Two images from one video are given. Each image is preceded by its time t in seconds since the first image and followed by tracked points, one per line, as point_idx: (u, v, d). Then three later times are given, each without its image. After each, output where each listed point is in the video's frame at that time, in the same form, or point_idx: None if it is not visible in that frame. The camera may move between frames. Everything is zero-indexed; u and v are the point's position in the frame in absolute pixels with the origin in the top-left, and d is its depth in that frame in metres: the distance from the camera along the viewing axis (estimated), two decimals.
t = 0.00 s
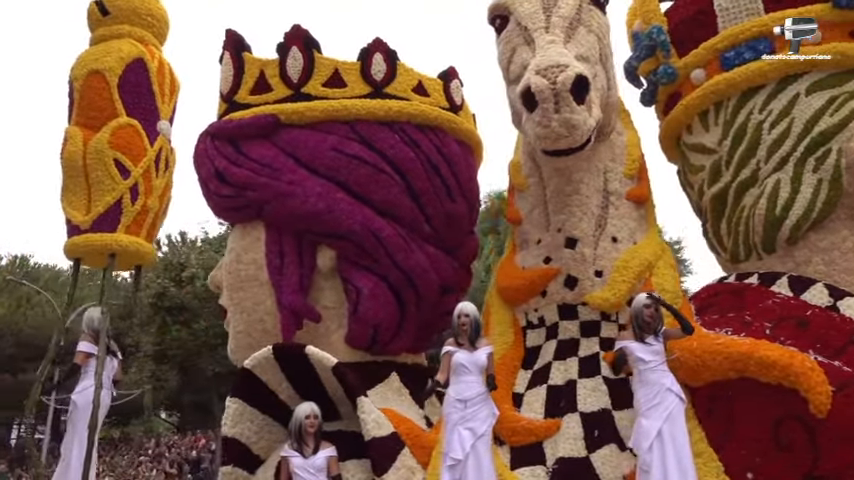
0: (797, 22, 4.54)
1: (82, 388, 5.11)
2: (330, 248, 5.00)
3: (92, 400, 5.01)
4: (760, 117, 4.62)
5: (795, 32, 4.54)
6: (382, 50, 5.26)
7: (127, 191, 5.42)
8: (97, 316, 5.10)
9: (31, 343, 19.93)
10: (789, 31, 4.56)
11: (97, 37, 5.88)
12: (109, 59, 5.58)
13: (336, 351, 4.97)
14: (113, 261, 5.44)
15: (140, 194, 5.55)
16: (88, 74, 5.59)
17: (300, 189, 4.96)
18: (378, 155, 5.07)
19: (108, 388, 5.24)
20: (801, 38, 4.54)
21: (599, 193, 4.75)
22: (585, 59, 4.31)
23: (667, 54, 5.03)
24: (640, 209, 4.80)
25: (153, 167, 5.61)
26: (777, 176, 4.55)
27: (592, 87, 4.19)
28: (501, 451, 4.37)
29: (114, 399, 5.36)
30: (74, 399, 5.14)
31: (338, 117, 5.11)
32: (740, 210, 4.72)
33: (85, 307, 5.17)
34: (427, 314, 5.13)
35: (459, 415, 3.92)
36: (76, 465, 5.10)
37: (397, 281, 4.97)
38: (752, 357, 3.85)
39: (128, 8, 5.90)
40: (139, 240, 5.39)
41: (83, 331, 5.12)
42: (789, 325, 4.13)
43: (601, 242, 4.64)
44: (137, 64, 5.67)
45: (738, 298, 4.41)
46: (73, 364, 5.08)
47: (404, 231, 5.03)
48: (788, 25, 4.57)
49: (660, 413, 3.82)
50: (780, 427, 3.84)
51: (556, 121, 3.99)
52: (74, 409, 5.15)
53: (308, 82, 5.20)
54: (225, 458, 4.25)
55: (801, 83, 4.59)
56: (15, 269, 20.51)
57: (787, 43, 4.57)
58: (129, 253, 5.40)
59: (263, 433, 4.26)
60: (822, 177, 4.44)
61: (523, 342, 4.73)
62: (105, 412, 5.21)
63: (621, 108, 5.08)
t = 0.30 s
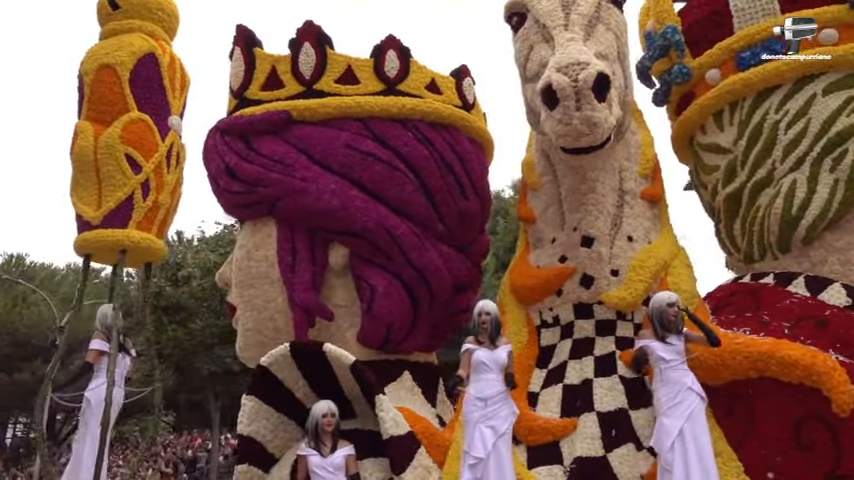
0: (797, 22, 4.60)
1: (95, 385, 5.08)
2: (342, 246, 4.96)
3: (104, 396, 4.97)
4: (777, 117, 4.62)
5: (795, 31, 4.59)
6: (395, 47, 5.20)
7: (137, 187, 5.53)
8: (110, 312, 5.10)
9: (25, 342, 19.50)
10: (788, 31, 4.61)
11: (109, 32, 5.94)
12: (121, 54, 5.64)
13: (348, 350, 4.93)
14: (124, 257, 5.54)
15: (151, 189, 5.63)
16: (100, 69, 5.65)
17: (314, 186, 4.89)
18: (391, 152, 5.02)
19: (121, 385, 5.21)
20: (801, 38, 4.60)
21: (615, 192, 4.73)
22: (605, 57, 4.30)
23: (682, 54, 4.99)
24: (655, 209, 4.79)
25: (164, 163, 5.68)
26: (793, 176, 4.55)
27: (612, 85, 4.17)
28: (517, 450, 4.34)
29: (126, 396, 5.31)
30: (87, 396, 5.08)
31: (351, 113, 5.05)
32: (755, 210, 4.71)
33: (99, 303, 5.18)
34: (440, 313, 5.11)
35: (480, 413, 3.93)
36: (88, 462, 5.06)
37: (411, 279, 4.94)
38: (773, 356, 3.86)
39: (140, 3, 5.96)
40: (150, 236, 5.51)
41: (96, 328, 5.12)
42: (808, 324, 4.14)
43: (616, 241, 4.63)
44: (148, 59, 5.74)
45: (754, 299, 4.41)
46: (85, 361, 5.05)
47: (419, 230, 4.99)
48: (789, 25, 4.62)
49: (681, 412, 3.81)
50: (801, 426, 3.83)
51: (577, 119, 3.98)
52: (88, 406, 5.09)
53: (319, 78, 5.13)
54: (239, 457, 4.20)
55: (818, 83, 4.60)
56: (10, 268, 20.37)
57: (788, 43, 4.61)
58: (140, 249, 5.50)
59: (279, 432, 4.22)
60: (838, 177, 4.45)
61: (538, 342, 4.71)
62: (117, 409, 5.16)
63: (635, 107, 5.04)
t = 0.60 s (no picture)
0: (797, 22, 4.64)
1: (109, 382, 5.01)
2: (354, 242, 4.94)
3: (118, 394, 4.92)
4: (792, 117, 4.65)
5: (795, 32, 4.63)
6: (409, 44, 5.22)
7: (150, 182, 5.48)
8: (123, 308, 5.02)
9: (19, 341, 19.55)
10: (789, 31, 4.65)
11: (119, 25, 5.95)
12: (133, 46, 5.60)
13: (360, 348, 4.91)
14: (136, 253, 5.48)
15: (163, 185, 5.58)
16: (111, 61, 5.62)
17: (327, 182, 4.89)
18: (405, 148, 5.03)
19: (134, 382, 5.16)
20: (801, 38, 4.64)
21: (629, 191, 4.72)
22: (623, 54, 4.29)
23: (696, 53, 5.01)
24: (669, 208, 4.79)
25: (176, 158, 5.65)
26: (808, 176, 4.56)
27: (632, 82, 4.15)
28: (533, 449, 4.32)
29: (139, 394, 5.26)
30: (102, 394, 5.03)
31: (364, 110, 5.05)
32: (769, 210, 4.71)
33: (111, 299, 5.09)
34: (452, 310, 5.11)
35: (500, 412, 3.93)
36: (101, 462, 5.00)
37: (424, 276, 4.93)
38: (793, 354, 3.87)
39: None
40: (162, 231, 5.44)
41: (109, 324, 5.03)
42: (825, 324, 4.15)
43: (632, 239, 4.61)
44: (160, 52, 5.71)
45: (769, 298, 4.40)
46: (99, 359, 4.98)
47: (433, 227, 4.98)
48: (788, 25, 4.66)
49: (701, 411, 3.80)
50: (821, 426, 3.84)
51: (598, 116, 3.96)
52: (102, 403, 5.04)
53: (332, 75, 5.13)
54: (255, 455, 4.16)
55: (833, 83, 4.63)
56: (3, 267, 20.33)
57: (788, 43, 4.66)
58: (152, 245, 5.44)
59: (293, 430, 4.19)
60: None
61: (552, 340, 4.69)
62: (131, 406, 5.11)
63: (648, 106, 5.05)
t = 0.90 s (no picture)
0: (797, 22, 4.75)
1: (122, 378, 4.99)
2: (369, 239, 4.91)
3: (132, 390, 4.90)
4: (810, 117, 4.68)
5: (795, 31, 4.73)
6: (424, 39, 5.19)
7: (165, 175, 5.51)
8: (138, 304, 5.02)
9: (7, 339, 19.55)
10: (789, 31, 4.76)
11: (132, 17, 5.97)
12: (147, 38, 5.64)
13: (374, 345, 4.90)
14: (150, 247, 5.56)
15: (179, 179, 5.65)
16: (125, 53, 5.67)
17: (342, 178, 4.85)
18: (420, 145, 5.00)
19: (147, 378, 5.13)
20: (801, 38, 4.73)
21: (645, 190, 4.70)
22: (645, 52, 4.27)
23: (712, 52, 5.00)
24: (685, 208, 4.78)
25: (192, 151, 5.70)
26: (826, 176, 4.60)
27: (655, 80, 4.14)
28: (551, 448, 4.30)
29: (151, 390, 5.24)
30: (113, 390, 5.01)
31: (379, 105, 5.03)
32: (785, 211, 4.73)
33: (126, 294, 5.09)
34: (466, 307, 5.09)
35: (521, 410, 3.90)
36: (113, 461, 5.00)
37: (440, 274, 4.90)
38: (816, 355, 3.90)
39: None
40: (175, 225, 5.50)
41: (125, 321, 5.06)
42: (844, 324, 4.17)
43: (649, 239, 4.60)
44: (175, 45, 5.76)
45: (787, 299, 4.39)
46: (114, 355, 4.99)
47: (449, 225, 4.96)
48: (788, 25, 4.77)
49: (725, 411, 3.81)
50: (843, 426, 3.90)
51: (622, 114, 3.94)
52: (114, 399, 5.02)
53: (347, 70, 5.11)
54: (273, 452, 4.13)
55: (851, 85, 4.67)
56: None
57: (788, 42, 4.75)
58: (165, 239, 5.50)
59: (311, 427, 4.16)
60: None
61: (567, 339, 4.67)
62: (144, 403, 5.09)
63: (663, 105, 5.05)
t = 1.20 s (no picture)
0: (797, 22, 4.78)
1: (132, 375, 5.08)
2: (380, 236, 4.87)
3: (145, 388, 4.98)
4: (824, 119, 4.68)
5: (795, 32, 4.77)
6: (435, 36, 5.14)
7: (175, 169, 5.68)
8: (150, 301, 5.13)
9: None
10: (789, 31, 4.80)
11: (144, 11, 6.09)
12: (158, 31, 5.79)
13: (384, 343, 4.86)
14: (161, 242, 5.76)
15: (189, 173, 5.81)
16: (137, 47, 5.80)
17: (352, 174, 4.81)
18: (431, 141, 4.96)
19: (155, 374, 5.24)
20: (802, 38, 4.77)
21: (660, 189, 4.68)
22: (665, 51, 4.26)
23: (725, 53, 5.00)
24: (699, 207, 4.76)
25: (203, 146, 5.85)
26: (839, 177, 4.60)
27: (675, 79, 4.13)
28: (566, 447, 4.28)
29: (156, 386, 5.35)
30: (121, 387, 5.09)
31: (390, 102, 4.98)
32: (798, 211, 4.74)
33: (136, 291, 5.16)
34: (476, 305, 5.05)
35: (539, 408, 3.86)
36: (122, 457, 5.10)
37: (452, 271, 4.87)
38: (836, 356, 3.91)
39: None
40: (186, 221, 5.70)
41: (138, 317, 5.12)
42: None
43: (664, 238, 4.59)
44: (186, 38, 5.91)
45: (802, 300, 4.39)
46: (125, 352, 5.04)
47: (460, 222, 4.93)
48: (788, 25, 4.81)
49: (745, 411, 3.80)
50: None
51: (644, 113, 3.92)
52: (122, 396, 5.11)
53: (357, 66, 5.06)
54: (289, 451, 4.15)
55: None
56: None
57: (788, 42, 4.80)
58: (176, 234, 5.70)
59: (326, 425, 4.18)
60: None
61: (581, 338, 4.65)
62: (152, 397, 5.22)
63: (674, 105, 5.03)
